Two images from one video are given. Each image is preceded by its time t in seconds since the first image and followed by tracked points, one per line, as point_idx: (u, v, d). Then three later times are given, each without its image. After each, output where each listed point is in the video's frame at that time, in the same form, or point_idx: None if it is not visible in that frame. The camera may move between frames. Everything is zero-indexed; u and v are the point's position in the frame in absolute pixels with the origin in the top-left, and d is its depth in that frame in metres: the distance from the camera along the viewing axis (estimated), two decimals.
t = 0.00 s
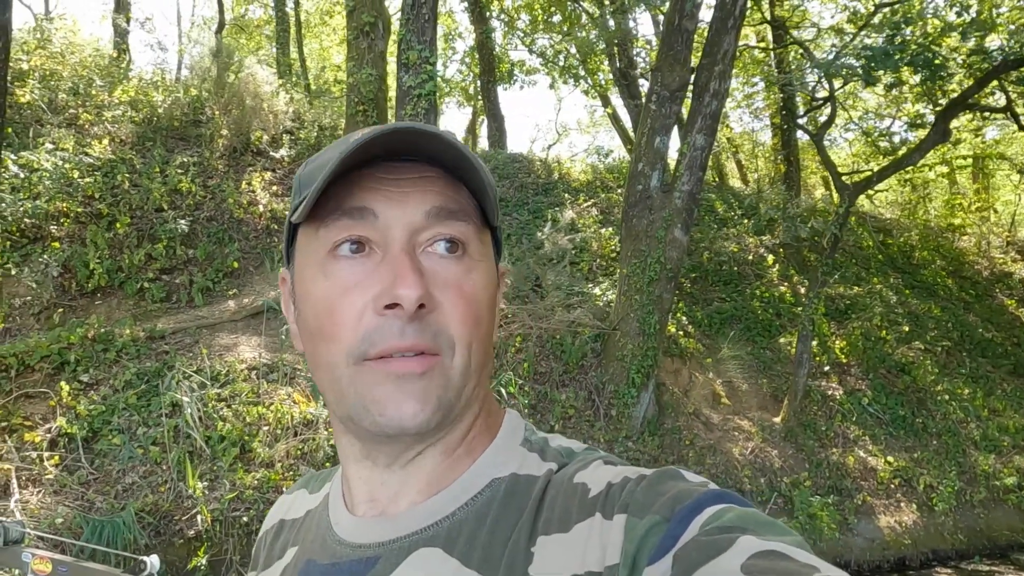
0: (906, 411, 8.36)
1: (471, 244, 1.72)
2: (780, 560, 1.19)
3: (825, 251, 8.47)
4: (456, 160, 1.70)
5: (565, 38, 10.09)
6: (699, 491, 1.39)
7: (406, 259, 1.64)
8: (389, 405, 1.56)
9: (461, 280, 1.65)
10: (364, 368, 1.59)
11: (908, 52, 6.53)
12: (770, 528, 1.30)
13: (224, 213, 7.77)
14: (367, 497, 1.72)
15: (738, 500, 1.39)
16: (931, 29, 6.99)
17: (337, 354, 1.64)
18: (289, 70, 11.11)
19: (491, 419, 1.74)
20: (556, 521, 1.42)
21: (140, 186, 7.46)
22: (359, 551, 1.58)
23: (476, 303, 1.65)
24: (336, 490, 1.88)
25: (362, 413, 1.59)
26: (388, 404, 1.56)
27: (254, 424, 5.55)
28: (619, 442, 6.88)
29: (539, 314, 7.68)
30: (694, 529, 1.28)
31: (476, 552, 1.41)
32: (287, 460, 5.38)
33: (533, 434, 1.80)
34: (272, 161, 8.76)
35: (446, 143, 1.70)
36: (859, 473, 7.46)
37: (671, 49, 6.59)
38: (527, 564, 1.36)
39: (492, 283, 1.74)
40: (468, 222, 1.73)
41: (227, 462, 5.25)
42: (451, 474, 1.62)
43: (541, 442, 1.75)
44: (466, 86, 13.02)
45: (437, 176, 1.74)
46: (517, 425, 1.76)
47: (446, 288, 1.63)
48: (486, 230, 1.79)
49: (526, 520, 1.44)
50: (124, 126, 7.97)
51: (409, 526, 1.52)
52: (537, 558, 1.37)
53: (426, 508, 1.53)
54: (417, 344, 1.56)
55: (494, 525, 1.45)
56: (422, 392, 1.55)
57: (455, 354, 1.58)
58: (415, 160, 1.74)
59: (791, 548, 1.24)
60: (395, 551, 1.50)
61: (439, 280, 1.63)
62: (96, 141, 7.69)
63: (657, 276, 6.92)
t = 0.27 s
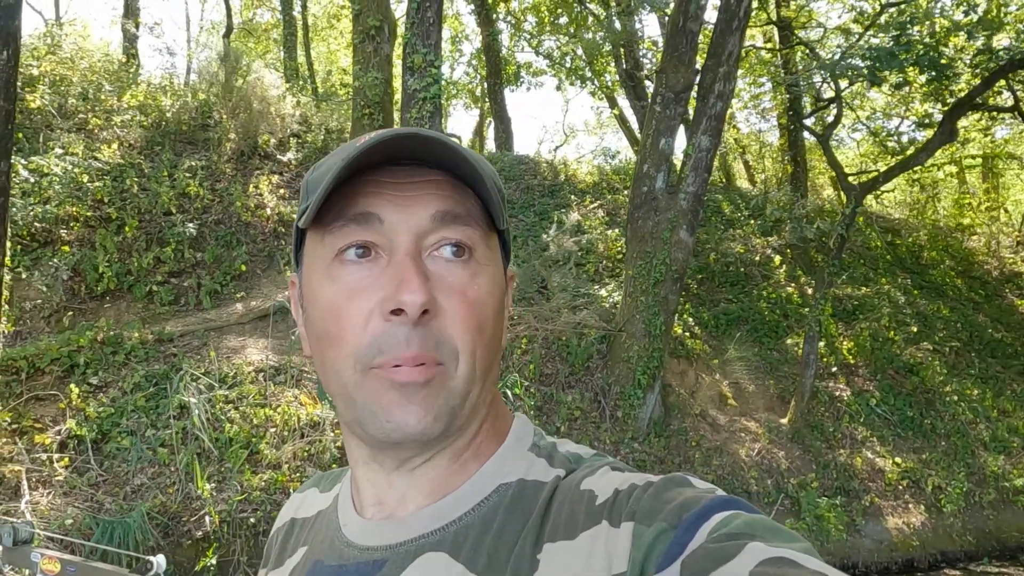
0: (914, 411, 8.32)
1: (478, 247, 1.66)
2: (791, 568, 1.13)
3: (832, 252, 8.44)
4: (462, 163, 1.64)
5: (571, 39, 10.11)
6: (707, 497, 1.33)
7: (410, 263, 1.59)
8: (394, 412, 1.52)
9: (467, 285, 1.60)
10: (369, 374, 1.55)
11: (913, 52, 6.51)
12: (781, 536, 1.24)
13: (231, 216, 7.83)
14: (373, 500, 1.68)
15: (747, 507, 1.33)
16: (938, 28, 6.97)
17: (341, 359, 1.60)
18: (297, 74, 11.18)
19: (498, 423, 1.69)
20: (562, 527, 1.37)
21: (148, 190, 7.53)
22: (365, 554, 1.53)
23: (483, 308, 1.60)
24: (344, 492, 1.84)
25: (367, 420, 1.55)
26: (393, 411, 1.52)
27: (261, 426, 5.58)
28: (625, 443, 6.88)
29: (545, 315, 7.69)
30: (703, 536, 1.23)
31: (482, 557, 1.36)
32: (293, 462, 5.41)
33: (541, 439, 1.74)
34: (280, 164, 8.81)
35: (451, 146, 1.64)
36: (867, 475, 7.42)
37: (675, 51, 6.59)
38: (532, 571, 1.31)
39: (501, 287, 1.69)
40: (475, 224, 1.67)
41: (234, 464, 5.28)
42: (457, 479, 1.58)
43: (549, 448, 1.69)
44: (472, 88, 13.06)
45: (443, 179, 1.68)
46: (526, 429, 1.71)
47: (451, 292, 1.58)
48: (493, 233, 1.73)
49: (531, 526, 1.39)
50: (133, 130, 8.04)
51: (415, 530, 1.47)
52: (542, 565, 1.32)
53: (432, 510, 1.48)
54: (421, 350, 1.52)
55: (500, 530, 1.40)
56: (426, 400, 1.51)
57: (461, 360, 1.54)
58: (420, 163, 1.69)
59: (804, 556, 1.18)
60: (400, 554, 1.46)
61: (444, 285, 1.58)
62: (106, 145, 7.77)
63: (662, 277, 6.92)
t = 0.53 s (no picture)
0: (920, 411, 8.30)
1: (508, 241, 1.62)
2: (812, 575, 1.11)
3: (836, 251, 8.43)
4: (493, 154, 1.60)
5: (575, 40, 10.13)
6: (728, 499, 1.29)
7: (437, 254, 1.57)
8: (418, 402, 1.51)
9: (493, 279, 1.56)
10: (396, 363, 1.55)
11: (917, 51, 6.51)
12: (804, 540, 1.21)
13: (237, 217, 7.87)
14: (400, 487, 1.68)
15: (768, 509, 1.31)
16: (942, 27, 6.96)
17: (368, 347, 1.60)
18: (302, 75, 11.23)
19: (526, 417, 1.66)
20: (581, 524, 1.34)
21: (155, 192, 7.59)
22: (388, 540, 1.54)
23: (510, 303, 1.56)
24: (373, 475, 1.84)
25: (392, 408, 1.55)
26: (417, 401, 1.51)
27: (267, 426, 5.62)
28: (629, 443, 6.89)
29: (549, 315, 7.71)
30: (723, 538, 1.20)
31: (500, 552, 1.35)
32: (300, 462, 5.44)
33: (567, 433, 1.70)
34: (285, 165, 8.86)
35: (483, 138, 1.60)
36: (873, 474, 7.41)
37: (679, 51, 6.60)
38: (550, 567, 1.30)
39: (531, 282, 1.64)
40: (506, 218, 1.63)
41: (241, 464, 5.32)
42: (479, 473, 1.56)
43: (575, 443, 1.64)
44: (476, 89, 13.10)
45: (475, 170, 1.64)
46: (552, 424, 1.67)
47: (476, 285, 1.55)
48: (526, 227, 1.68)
49: (550, 521, 1.37)
50: (140, 133, 8.10)
51: (437, 520, 1.47)
52: (559, 561, 1.31)
53: (455, 502, 1.48)
54: (445, 341, 1.50)
55: (519, 525, 1.39)
56: (451, 391, 1.50)
57: (485, 353, 1.51)
58: (453, 155, 1.66)
59: (826, 563, 1.15)
60: (421, 543, 1.45)
61: (469, 278, 1.55)
62: (113, 148, 7.84)
63: (667, 277, 6.92)
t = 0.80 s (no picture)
0: (924, 410, 8.30)
1: (521, 234, 1.57)
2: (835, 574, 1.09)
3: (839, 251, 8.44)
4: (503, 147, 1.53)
5: (578, 41, 10.16)
6: (749, 495, 1.28)
7: (446, 248, 1.55)
8: (425, 396, 1.52)
9: (502, 274, 1.53)
10: (405, 357, 1.56)
11: (920, 50, 6.52)
12: (826, 539, 1.19)
13: (242, 218, 7.91)
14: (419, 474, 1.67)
15: (791, 507, 1.29)
16: (945, 26, 6.97)
17: (381, 338, 1.62)
18: (306, 77, 11.28)
19: (549, 411, 1.64)
20: (600, 517, 1.33)
21: (160, 194, 7.63)
22: (409, 527, 1.53)
23: (519, 299, 1.53)
24: (396, 464, 1.83)
25: (402, 400, 1.56)
26: (424, 395, 1.52)
27: (272, 425, 5.65)
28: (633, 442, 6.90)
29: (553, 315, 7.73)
30: (744, 535, 1.18)
31: (519, 543, 1.34)
32: (305, 461, 5.47)
33: (589, 427, 1.68)
34: (290, 166, 8.90)
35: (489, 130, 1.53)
36: (877, 473, 7.41)
37: (682, 51, 6.61)
38: (567, 560, 1.29)
39: (547, 275, 1.60)
40: (518, 210, 1.57)
41: (247, 463, 5.35)
42: (499, 465, 1.54)
43: (597, 437, 1.63)
44: (479, 90, 13.13)
45: (486, 160, 1.58)
46: (574, 418, 1.65)
47: (483, 280, 1.53)
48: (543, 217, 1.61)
49: (569, 513, 1.36)
50: (145, 135, 8.14)
51: (458, 508, 1.46)
52: (577, 554, 1.29)
53: (475, 491, 1.47)
54: (451, 338, 1.49)
55: (539, 516, 1.38)
56: (457, 387, 1.50)
57: (491, 350, 1.49)
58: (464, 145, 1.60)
59: (848, 562, 1.13)
60: (440, 531, 1.45)
61: (477, 271, 1.53)
62: (118, 149, 7.88)
63: (670, 276, 6.94)
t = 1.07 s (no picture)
0: (927, 410, 8.32)
1: (494, 231, 1.56)
2: (868, 569, 1.08)
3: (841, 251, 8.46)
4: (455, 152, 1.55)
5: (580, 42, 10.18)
6: (780, 490, 1.28)
7: (420, 250, 1.58)
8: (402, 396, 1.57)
9: (473, 273, 1.54)
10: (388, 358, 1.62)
11: (921, 51, 6.55)
12: (858, 534, 1.19)
13: (246, 219, 7.94)
14: (446, 468, 1.72)
15: (822, 503, 1.28)
16: (947, 26, 7.00)
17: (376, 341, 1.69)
18: (309, 78, 11.33)
19: (570, 407, 1.68)
20: (627, 510, 1.36)
21: (165, 195, 7.66)
22: (437, 520, 1.58)
23: (490, 296, 1.53)
24: (424, 457, 1.88)
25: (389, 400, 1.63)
26: (401, 395, 1.57)
27: (278, 425, 5.68)
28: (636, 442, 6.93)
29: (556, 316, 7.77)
30: (774, 529, 1.19)
31: (547, 537, 1.39)
32: (310, 461, 5.50)
33: (617, 420, 1.72)
34: (293, 168, 8.94)
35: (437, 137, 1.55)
36: (880, 472, 7.43)
37: (684, 51, 6.64)
38: (595, 552, 1.32)
39: (530, 269, 1.58)
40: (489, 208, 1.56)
41: (252, 463, 5.37)
42: (524, 458, 1.60)
43: (625, 430, 1.67)
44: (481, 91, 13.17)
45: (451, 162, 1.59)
46: (600, 412, 1.68)
47: (454, 280, 1.55)
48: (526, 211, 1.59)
49: (597, 506, 1.40)
50: (149, 136, 8.18)
51: (484, 502, 1.52)
52: (604, 547, 1.32)
53: (498, 486, 1.52)
54: (421, 339, 1.53)
55: (567, 510, 1.42)
56: (426, 387, 1.53)
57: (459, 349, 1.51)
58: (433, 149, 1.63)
59: (880, 556, 1.13)
60: (469, 525, 1.50)
61: (449, 272, 1.56)
62: (123, 151, 7.91)
63: (673, 276, 6.96)
